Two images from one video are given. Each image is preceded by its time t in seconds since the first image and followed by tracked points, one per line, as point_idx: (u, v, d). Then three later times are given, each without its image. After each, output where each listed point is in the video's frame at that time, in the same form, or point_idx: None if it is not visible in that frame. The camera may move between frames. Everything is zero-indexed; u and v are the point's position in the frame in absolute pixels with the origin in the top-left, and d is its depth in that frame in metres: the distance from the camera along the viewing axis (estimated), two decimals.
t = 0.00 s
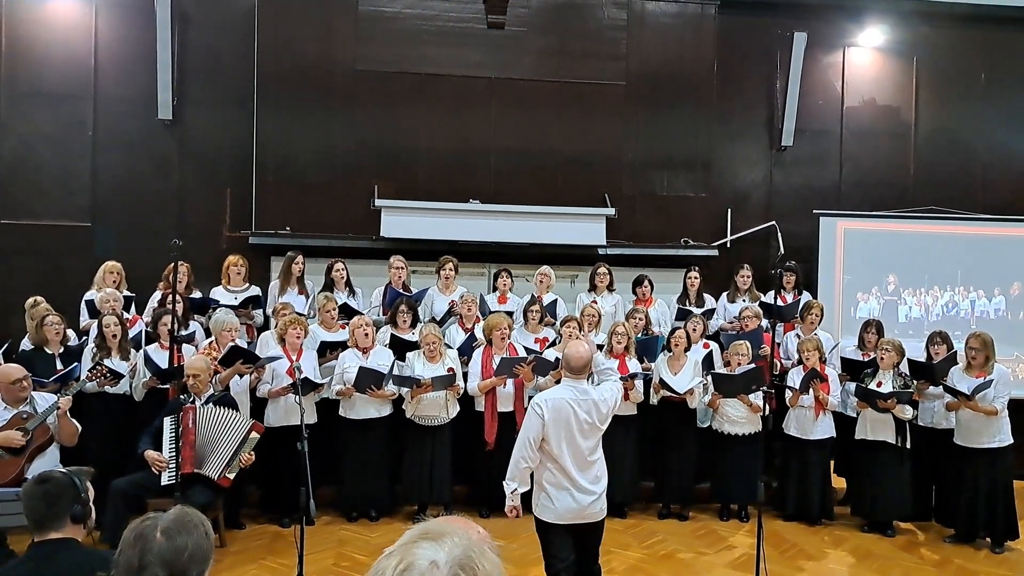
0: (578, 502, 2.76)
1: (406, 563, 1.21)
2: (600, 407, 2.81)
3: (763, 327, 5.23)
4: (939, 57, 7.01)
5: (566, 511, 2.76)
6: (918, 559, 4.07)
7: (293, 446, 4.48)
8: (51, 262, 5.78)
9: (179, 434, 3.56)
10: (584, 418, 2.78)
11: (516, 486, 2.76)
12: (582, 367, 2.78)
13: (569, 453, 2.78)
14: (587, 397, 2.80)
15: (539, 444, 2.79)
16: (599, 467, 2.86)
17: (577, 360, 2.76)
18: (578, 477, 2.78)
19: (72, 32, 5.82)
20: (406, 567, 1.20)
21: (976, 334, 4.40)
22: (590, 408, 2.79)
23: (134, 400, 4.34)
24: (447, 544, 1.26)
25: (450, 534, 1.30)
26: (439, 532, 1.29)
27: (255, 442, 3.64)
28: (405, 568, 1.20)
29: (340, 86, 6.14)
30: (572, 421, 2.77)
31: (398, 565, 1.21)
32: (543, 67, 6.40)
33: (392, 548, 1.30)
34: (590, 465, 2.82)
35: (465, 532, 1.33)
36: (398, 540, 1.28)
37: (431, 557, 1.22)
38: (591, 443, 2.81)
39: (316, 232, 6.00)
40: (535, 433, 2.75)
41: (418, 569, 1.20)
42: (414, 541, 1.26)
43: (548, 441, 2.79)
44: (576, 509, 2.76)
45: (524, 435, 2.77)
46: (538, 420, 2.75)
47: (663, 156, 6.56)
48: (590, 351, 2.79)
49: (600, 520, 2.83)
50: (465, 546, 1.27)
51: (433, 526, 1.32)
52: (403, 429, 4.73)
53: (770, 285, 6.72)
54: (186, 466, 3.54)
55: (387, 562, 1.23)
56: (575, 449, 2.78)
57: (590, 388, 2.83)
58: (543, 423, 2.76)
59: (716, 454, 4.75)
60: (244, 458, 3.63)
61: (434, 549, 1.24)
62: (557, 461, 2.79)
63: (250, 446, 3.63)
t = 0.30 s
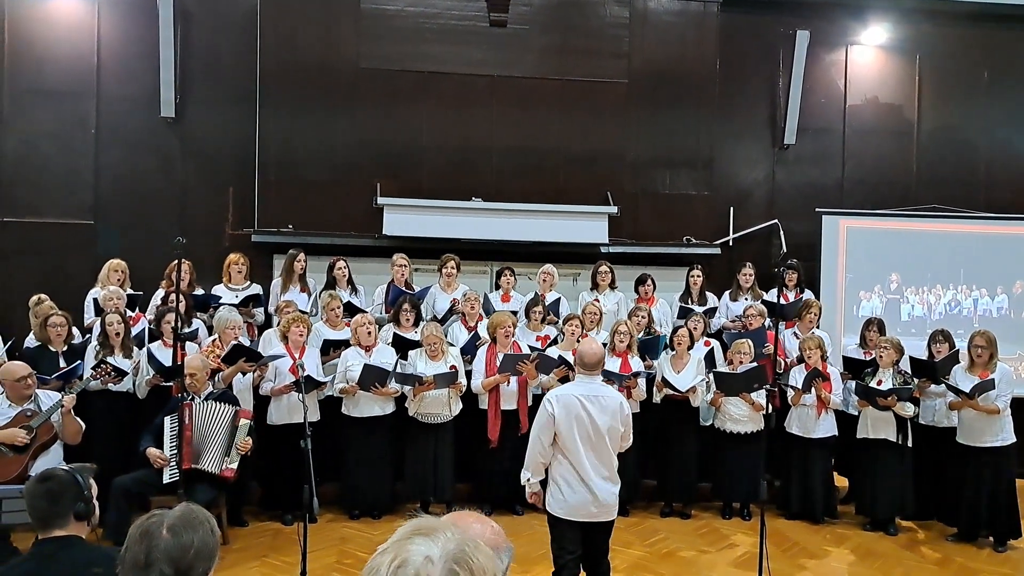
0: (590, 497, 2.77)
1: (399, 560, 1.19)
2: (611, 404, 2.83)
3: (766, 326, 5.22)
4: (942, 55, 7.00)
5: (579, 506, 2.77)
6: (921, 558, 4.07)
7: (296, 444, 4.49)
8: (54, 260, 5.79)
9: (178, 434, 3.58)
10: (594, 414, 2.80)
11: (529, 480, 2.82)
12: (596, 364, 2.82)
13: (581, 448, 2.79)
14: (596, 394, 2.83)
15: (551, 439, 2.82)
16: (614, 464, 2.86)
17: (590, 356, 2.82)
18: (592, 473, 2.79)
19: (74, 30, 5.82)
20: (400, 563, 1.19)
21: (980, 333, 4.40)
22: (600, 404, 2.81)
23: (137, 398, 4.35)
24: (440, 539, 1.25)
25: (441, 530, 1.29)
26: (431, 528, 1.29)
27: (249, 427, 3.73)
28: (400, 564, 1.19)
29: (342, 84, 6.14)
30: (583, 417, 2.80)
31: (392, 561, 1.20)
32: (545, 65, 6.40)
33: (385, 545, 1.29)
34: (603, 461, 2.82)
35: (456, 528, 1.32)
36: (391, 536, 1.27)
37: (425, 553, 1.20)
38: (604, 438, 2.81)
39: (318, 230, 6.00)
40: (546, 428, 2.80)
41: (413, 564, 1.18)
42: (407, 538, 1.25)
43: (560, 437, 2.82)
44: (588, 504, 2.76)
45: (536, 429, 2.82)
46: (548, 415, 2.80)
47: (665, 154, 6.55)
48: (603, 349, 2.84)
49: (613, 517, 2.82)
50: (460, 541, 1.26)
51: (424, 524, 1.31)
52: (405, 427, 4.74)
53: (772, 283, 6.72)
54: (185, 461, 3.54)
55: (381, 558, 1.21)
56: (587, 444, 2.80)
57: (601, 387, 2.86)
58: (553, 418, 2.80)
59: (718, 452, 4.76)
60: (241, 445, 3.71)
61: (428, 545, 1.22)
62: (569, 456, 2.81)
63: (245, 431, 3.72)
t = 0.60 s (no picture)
0: (596, 487, 2.80)
1: (400, 559, 1.19)
2: (619, 397, 2.84)
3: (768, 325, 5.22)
4: (945, 53, 6.99)
5: (585, 495, 2.81)
6: (924, 557, 4.07)
7: (300, 441, 4.50)
8: (58, 257, 5.80)
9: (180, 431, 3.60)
10: (594, 404, 2.82)
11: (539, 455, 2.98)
12: (604, 357, 2.83)
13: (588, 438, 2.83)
14: (600, 385, 2.84)
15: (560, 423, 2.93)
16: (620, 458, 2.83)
17: (599, 351, 2.83)
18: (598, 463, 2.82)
19: (78, 27, 5.83)
20: (400, 561, 1.18)
21: (983, 332, 4.40)
22: (602, 397, 2.82)
23: (140, 395, 4.36)
24: (440, 538, 1.25)
25: (441, 528, 1.29)
26: (430, 526, 1.28)
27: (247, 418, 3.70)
28: (400, 563, 1.18)
29: (345, 82, 6.14)
30: (589, 409, 2.83)
31: (393, 560, 1.19)
32: (548, 63, 6.40)
33: (383, 545, 1.28)
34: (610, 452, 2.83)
35: (455, 526, 1.32)
36: (390, 535, 1.27)
37: (425, 551, 1.20)
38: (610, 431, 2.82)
39: (320, 227, 6.01)
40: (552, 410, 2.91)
41: (413, 563, 1.18)
42: (406, 537, 1.25)
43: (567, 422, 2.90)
44: (594, 493, 2.80)
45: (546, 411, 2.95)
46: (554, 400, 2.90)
47: (668, 152, 6.55)
48: (612, 344, 2.85)
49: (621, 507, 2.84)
50: (459, 539, 1.25)
51: (423, 523, 1.31)
52: (408, 425, 4.75)
53: (775, 281, 6.71)
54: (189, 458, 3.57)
55: (382, 558, 1.21)
56: (592, 435, 2.83)
57: (611, 382, 2.87)
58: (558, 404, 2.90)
59: (721, 450, 4.76)
60: (241, 437, 3.69)
61: (427, 543, 1.22)
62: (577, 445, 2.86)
63: (243, 423, 3.69)
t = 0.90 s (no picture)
0: (598, 480, 2.81)
1: (409, 557, 1.19)
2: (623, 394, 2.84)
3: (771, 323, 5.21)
4: (949, 52, 6.99)
5: (587, 488, 2.82)
6: (925, 555, 4.07)
7: (303, 437, 4.51)
8: (61, 253, 5.81)
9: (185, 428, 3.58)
10: (602, 402, 2.83)
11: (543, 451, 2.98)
12: (610, 355, 2.86)
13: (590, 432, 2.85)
14: (607, 382, 2.85)
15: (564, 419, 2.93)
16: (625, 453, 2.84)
17: (605, 349, 2.84)
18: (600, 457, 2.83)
19: (82, 23, 5.83)
20: (409, 560, 1.19)
21: (985, 331, 4.41)
22: (609, 394, 2.83)
23: (144, 390, 4.38)
24: (448, 535, 1.25)
25: (449, 525, 1.29)
26: (438, 524, 1.29)
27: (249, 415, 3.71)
28: (409, 561, 1.19)
29: (349, 78, 6.14)
30: (593, 405, 2.84)
31: (402, 558, 1.20)
32: (551, 60, 6.40)
33: (393, 543, 1.29)
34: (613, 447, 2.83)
35: (464, 523, 1.33)
36: (400, 533, 1.27)
37: (434, 549, 1.20)
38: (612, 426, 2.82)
39: (323, 224, 6.01)
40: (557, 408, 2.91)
41: (422, 561, 1.18)
42: (415, 535, 1.25)
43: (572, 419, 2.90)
44: (596, 488, 2.81)
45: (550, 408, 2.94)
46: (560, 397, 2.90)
47: (671, 150, 6.55)
48: (619, 343, 2.85)
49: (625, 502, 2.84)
50: (467, 536, 1.26)
51: (432, 520, 1.32)
52: (410, 421, 4.75)
53: (777, 279, 6.71)
54: (194, 457, 3.61)
55: (392, 556, 1.21)
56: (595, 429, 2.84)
57: (615, 379, 2.87)
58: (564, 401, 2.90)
59: (723, 449, 4.76)
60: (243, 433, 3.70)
61: (436, 541, 1.23)
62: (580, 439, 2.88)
63: (245, 420, 3.70)
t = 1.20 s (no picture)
0: (598, 483, 2.81)
1: (422, 553, 1.20)
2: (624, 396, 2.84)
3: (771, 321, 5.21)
4: (952, 51, 6.98)
5: (587, 491, 2.82)
6: (925, 555, 4.08)
7: (304, 433, 4.52)
8: (63, 248, 5.81)
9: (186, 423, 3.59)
10: (607, 406, 2.83)
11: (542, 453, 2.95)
12: (614, 356, 2.84)
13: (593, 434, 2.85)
14: (612, 387, 2.84)
15: (565, 422, 2.90)
16: (626, 458, 2.86)
17: (609, 349, 2.83)
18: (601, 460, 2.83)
19: (85, 18, 5.84)
20: (423, 555, 1.20)
21: (987, 331, 4.40)
22: (614, 398, 2.83)
23: (145, 385, 4.38)
24: (461, 533, 1.26)
25: (462, 523, 1.30)
26: (451, 522, 1.29)
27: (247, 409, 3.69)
28: (422, 557, 1.19)
29: (351, 75, 6.14)
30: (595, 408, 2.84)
31: (416, 554, 1.21)
32: (554, 57, 6.40)
33: (405, 539, 1.29)
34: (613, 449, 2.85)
35: (477, 521, 1.34)
36: (413, 529, 1.28)
37: (447, 546, 1.21)
38: (615, 428, 2.84)
39: (325, 221, 6.01)
40: (560, 411, 2.88)
41: (435, 557, 1.19)
42: (428, 531, 1.26)
43: (573, 422, 2.88)
44: (595, 490, 2.81)
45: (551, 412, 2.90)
46: (563, 401, 2.87)
47: (673, 148, 6.55)
48: (624, 343, 2.83)
49: (623, 504, 2.85)
50: (480, 534, 1.26)
51: (444, 518, 1.32)
52: (411, 418, 4.76)
53: (779, 278, 6.70)
54: (196, 454, 3.60)
55: (405, 551, 1.22)
56: (596, 431, 2.85)
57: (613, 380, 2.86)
58: (567, 405, 2.87)
59: (723, 447, 4.77)
60: (242, 428, 3.69)
61: (449, 538, 1.23)
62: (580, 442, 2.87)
63: (244, 414, 3.69)
